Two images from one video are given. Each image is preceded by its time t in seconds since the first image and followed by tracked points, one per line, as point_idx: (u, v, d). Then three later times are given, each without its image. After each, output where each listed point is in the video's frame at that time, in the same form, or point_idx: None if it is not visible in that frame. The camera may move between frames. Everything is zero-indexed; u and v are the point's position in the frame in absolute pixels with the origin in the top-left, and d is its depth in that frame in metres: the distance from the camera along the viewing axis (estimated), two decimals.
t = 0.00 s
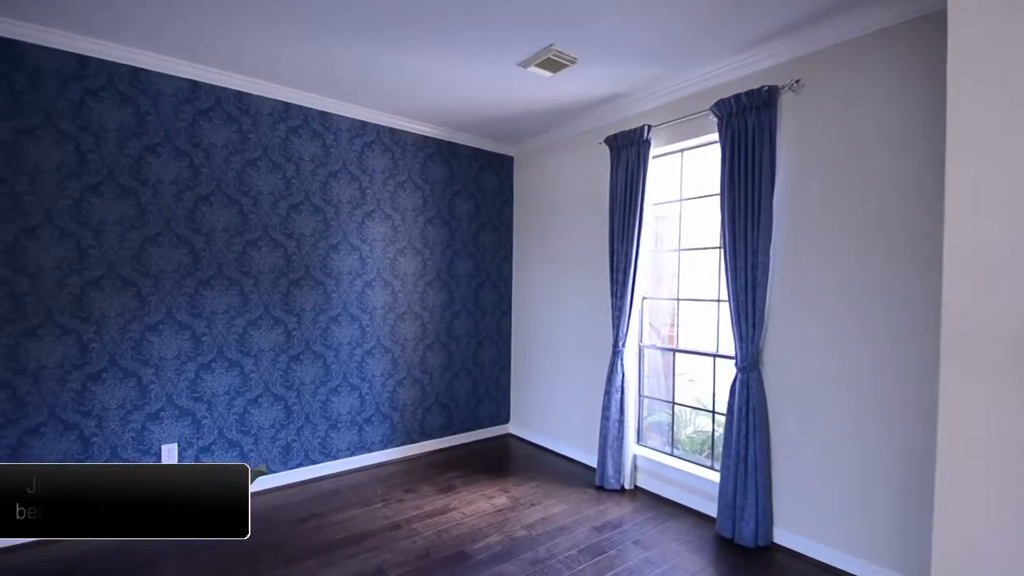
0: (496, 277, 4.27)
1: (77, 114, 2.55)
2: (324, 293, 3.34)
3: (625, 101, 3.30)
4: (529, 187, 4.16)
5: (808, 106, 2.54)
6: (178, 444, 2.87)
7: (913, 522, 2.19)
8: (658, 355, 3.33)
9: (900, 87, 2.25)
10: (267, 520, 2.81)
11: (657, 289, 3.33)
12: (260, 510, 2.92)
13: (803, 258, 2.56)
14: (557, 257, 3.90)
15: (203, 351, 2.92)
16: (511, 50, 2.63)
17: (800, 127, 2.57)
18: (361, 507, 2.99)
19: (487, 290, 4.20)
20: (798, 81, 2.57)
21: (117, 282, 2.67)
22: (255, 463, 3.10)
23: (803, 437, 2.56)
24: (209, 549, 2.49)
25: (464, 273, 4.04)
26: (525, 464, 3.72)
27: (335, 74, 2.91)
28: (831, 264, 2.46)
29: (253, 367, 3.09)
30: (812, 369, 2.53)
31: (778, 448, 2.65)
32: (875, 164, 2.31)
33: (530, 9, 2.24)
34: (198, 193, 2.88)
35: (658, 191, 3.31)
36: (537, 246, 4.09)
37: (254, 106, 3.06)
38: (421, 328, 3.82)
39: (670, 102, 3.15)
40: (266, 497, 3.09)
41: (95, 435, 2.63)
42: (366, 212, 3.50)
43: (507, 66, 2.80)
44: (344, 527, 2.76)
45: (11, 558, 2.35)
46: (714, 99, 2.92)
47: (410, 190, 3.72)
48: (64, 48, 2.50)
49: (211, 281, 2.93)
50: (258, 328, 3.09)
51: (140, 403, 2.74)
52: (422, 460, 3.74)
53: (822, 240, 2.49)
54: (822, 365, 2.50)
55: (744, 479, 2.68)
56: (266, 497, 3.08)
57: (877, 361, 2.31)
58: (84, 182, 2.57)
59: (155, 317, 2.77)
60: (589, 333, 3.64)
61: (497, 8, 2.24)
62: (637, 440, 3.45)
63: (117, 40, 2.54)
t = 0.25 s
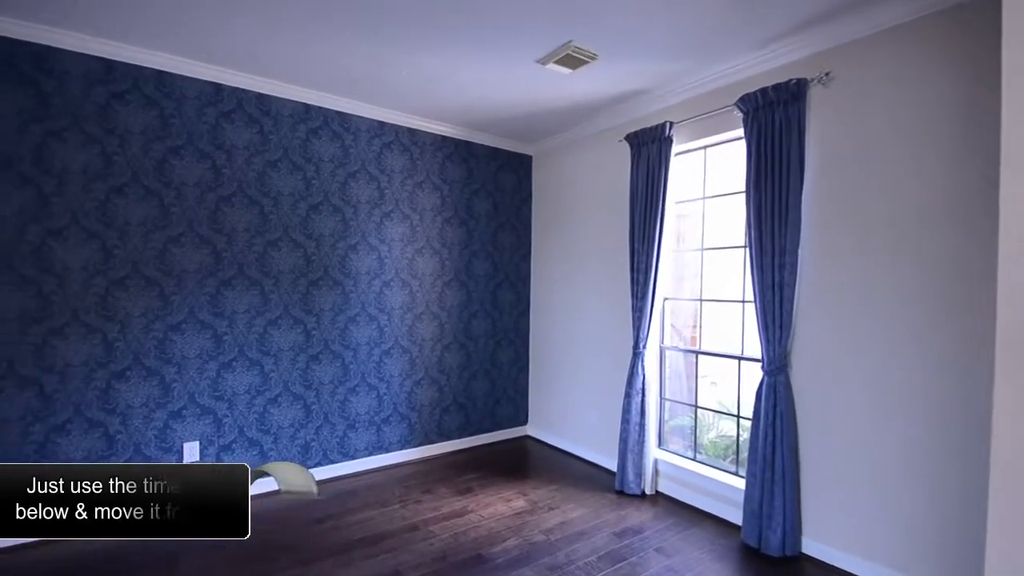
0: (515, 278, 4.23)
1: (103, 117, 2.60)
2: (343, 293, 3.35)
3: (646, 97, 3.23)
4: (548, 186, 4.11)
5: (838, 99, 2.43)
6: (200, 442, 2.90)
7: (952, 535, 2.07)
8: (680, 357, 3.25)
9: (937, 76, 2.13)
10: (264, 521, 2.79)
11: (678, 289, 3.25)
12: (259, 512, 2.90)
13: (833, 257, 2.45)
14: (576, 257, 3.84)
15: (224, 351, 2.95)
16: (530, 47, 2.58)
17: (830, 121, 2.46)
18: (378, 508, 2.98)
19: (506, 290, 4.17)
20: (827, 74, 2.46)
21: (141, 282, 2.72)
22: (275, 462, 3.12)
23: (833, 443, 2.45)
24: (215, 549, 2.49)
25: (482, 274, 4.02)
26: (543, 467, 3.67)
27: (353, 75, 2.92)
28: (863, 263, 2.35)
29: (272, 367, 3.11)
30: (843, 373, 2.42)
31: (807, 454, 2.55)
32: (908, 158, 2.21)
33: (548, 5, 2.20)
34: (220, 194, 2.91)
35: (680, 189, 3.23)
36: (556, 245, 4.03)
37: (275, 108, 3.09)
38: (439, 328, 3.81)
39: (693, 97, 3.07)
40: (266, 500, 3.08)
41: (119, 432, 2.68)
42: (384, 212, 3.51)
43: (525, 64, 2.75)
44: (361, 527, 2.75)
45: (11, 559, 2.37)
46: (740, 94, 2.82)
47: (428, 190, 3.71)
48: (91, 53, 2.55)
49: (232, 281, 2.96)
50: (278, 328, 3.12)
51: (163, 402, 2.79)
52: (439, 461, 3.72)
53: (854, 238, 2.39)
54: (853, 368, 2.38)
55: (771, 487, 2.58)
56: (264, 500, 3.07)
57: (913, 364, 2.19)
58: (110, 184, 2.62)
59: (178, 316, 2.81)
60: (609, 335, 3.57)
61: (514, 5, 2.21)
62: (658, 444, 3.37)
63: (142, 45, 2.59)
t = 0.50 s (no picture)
0: (534, 278, 4.20)
1: (128, 119, 2.65)
2: (362, 292, 3.37)
3: (669, 94, 3.17)
4: (568, 185, 4.08)
5: (869, 93, 2.35)
6: (223, 440, 2.94)
7: (993, 547, 1.98)
8: (702, 359, 3.19)
9: (976, 68, 2.04)
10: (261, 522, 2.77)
11: (701, 290, 3.19)
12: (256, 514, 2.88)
13: (863, 257, 2.38)
14: (596, 257, 3.80)
15: (246, 350, 2.99)
16: (552, 44, 2.55)
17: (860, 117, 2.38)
18: (397, 507, 2.99)
19: (524, 290, 4.15)
20: (858, 68, 2.38)
21: (166, 282, 2.76)
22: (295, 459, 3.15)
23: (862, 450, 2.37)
24: (228, 548, 2.49)
25: (501, 273, 4.00)
26: (562, 468, 3.64)
27: (373, 75, 2.93)
28: (895, 263, 2.27)
29: (294, 366, 3.14)
30: (873, 377, 2.34)
31: (834, 460, 2.47)
32: (943, 154, 2.12)
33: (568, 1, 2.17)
34: (242, 195, 2.95)
35: (704, 187, 3.17)
36: (575, 245, 4.00)
37: (296, 108, 3.11)
38: (458, 328, 3.80)
39: (717, 94, 3.00)
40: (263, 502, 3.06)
41: (144, 429, 2.73)
42: (404, 212, 3.51)
43: (545, 61, 2.72)
44: (380, 527, 2.76)
45: (8, 559, 2.35)
46: (765, 89, 2.74)
47: (447, 189, 3.70)
48: (116, 56, 2.60)
49: (254, 281, 3.00)
50: (299, 327, 3.14)
51: (187, 399, 2.83)
52: (458, 460, 3.72)
53: (885, 238, 2.30)
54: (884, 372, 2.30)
55: (796, 492, 2.51)
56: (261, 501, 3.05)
57: (949, 369, 2.10)
58: (136, 185, 2.67)
59: (202, 315, 2.85)
60: (629, 335, 3.53)
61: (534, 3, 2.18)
62: (679, 447, 3.32)
63: (166, 47, 2.63)
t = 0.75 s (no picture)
0: (554, 278, 4.18)
1: (154, 121, 2.69)
2: (383, 292, 3.38)
3: (692, 92, 3.13)
4: (588, 185, 4.05)
5: (900, 89, 2.27)
6: (246, 438, 2.98)
7: None
8: (725, 360, 3.14)
9: (1015, 61, 1.95)
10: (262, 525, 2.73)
11: (725, 290, 3.14)
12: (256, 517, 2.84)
13: (894, 257, 2.30)
14: (617, 257, 3.77)
15: (269, 349, 3.01)
16: (576, 42, 2.52)
17: (890, 112, 2.31)
18: (416, 507, 2.99)
19: (544, 290, 4.13)
20: (887, 63, 2.31)
21: (191, 281, 2.80)
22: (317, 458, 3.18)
23: (890, 455, 2.30)
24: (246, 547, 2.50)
25: (520, 273, 3.99)
26: (582, 470, 3.61)
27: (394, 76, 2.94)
28: (928, 263, 2.19)
29: (315, 365, 3.16)
30: (905, 381, 2.26)
31: (862, 465, 2.40)
32: (977, 148, 2.05)
33: None
34: (265, 196, 2.98)
35: (728, 186, 3.12)
36: (595, 245, 3.97)
37: (318, 110, 3.13)
38: (477, 328, 3.80)
39: (742, 91, 2.95)
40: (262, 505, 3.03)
41: (170, 427, 2.77)
42: (424, 212, 3.52)
43: (565, 60, 2.70)
44: (399, 527, 2.76)
45: (8, 559, 2.35)
46: (791, 85, 2.68)
47: (467, 189, 3.70)
48: (143, 59, 2.65)
49: (277, 281, 3.02)
50: (320, 327, 3.16)
51: (211, 398, 2.87)
52: (477, 461, 3.71)
53: (917, 237, 2.23)
54: (917, 376, 2.23)
55: (823, 498, 2.45)
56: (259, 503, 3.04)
57: (986, 373, 2.02)
58: (162, 186, 2.71)
59: (226, 314, 2.89)
60: (651, 336, 3.49)
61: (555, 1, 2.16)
62: (701, 449, 3.27)
63: (192, 50, 2.67)
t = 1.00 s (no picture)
0: (575, 278, 4.16)
1: (183, 124, 2.75)
2: (405, 292, 3.40)
3: (717, 89, 3.08)
4: (610, 184, 4.02)
5: (935, 83, 2.20)
6: (271, 435, 3.01)
7: None
8: (751, 361, 3.08)
9: None
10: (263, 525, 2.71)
11: (751, 290, 3.08)
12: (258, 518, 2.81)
13: (928, 257, 2.22)
14: (639, 256, 3.73)
15: (293, 348, 3.05)
16: (599, 40, 2.50)
17: (924, 107, 2.23)
18: (437, 507, 2.98)
19: (565, 290, 4.11)
20: (920, 56, 2.24)
21: (219, 281, 2.85)
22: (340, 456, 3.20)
23: (925, 460, 2.22)
24: (268, 544, 2.53)
25: (541, 273, 3.97)
26: (604, 472, 3.57)
27: (416, 77, 2.96)
28: (966, 263, 2.11)
29: (338, 364, 3.19)
30: (942, 385, 2.18)
31: (896, 472, 2.31)
32: (1017, 140, 1.97)
33: None
34: (291, 196, 3.02)
35: (754, 183, 3.07)
36: (617, 245, 3.94)
37: (342, 111, 3.17)
38: (499, 328, 3.79)
39: (768, 87, 2.90)
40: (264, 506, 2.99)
41: (197, 424, 2.82)
42: (445, 212, 3.53)
43: (587, 58, 2.69)
44: (419, 526, 2.75)
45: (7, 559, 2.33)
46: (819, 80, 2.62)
47: (488, 189, 3.70)
48: (173, 63, 2.71)
49: (302, 281, 3.06)
50: (343, 326, 3.19)
51: (237, 395, 2.91)
52: (498, 461, 3.70)
53: (954, 235, 2.14)
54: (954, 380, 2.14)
55: (854, 504, 2.37)
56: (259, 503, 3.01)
57: None
58: (190, 187, 2.77)
59: (252, 313, 2.93)
60: (674, 337, 3.44)
61: None
62: (726, 452, 3.21)
63: (220, 54, 2.72)
